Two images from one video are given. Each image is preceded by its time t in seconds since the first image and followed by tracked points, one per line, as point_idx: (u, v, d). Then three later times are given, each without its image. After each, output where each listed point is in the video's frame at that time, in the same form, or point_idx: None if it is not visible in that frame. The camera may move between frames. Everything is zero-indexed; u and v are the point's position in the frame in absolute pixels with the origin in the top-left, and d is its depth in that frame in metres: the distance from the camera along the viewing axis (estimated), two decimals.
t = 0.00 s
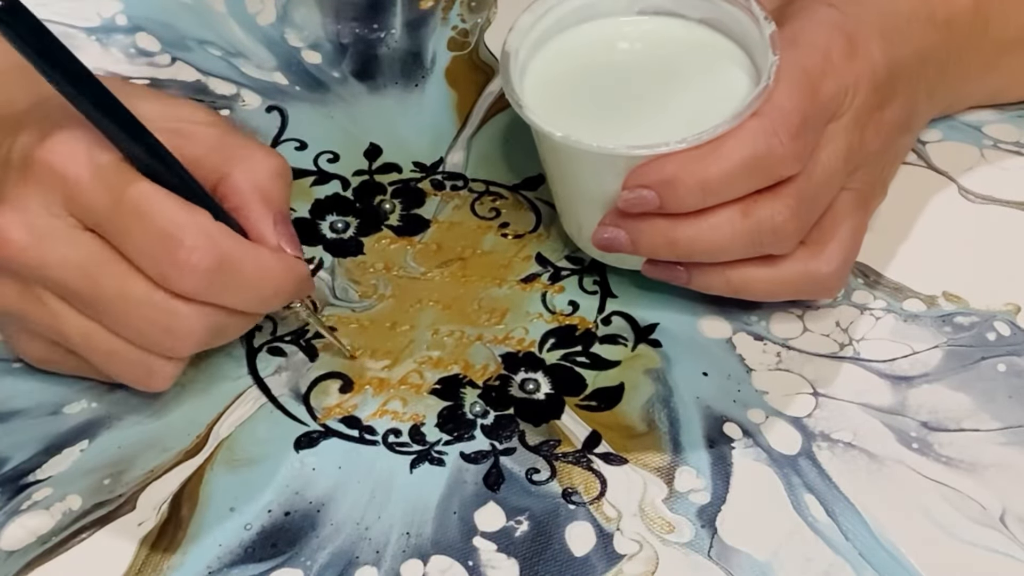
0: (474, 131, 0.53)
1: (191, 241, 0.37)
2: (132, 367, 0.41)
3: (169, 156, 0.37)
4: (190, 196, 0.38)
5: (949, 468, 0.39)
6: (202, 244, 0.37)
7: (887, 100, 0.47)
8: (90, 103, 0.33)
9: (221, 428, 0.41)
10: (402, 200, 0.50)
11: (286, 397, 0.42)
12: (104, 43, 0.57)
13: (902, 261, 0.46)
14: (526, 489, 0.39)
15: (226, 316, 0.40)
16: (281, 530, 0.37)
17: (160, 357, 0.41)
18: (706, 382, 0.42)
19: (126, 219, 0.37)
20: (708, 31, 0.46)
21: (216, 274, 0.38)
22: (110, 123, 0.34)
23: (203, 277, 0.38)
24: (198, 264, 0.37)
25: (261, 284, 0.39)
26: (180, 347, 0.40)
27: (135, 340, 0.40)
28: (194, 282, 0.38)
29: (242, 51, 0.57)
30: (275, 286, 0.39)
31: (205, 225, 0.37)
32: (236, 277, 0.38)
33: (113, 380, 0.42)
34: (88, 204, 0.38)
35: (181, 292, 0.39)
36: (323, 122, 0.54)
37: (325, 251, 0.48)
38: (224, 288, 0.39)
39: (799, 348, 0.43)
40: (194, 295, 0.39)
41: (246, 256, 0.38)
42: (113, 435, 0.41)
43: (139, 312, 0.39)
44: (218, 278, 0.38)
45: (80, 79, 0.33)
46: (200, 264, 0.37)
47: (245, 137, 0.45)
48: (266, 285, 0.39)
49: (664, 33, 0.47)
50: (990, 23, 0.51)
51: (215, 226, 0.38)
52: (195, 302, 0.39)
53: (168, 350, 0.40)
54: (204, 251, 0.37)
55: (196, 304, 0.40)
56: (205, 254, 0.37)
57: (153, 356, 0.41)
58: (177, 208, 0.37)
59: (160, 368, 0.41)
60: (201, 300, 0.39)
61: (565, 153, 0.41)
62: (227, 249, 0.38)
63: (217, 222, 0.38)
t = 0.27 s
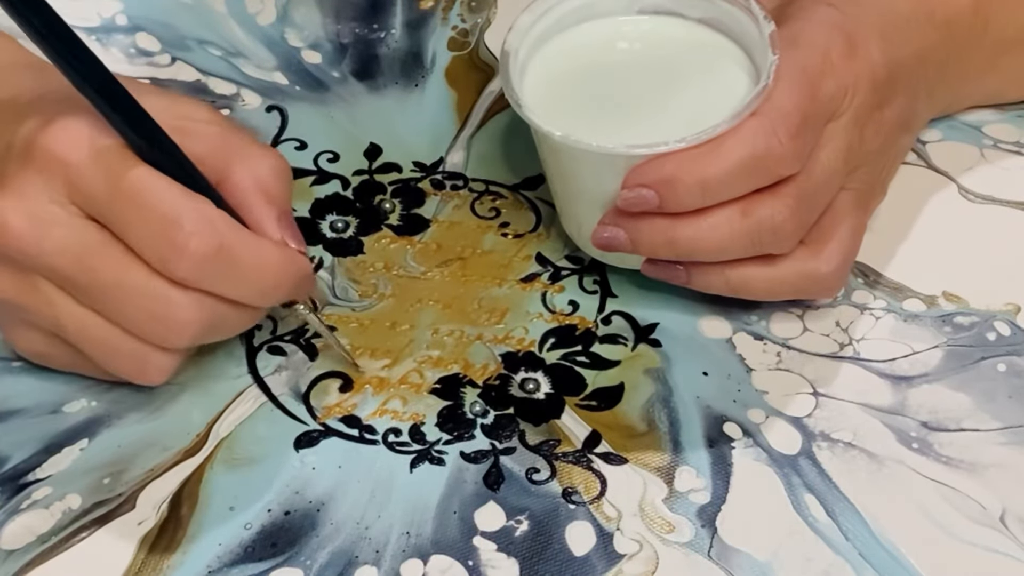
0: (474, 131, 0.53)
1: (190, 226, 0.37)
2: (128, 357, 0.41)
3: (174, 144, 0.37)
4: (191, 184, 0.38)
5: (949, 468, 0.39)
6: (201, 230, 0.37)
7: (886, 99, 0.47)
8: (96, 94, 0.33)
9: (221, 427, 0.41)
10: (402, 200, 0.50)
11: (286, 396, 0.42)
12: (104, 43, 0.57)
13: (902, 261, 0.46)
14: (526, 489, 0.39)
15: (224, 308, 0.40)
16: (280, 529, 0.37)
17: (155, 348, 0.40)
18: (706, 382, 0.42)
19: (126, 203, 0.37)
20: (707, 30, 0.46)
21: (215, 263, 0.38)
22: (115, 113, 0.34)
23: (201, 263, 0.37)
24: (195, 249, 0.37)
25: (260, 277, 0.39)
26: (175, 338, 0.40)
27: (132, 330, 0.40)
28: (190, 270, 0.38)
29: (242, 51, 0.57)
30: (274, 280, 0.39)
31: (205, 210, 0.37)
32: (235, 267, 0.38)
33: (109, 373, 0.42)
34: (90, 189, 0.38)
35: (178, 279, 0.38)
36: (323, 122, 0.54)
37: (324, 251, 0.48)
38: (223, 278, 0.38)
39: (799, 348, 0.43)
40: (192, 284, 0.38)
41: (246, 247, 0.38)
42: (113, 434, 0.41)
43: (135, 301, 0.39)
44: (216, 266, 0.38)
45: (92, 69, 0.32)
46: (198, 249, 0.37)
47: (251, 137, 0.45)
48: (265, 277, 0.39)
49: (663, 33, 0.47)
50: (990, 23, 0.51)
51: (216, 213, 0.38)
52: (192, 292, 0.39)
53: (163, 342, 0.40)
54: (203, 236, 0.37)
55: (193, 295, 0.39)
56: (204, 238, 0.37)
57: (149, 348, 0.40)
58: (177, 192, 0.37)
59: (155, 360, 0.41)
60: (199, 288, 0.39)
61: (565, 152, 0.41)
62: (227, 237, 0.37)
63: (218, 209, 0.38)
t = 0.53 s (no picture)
0: (474, 131, 0.53)
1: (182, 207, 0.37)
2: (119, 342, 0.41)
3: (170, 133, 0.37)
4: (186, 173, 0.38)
5: (949, 468, 0.39)
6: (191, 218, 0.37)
7: (883, 98, 0.47)
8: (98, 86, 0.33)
9: (221, 426, 0.40)
10: (402, 199, 0.50)
11: (286, 395, 0.42)
12: (105, 42, 0.57)
13: (901, 261, 0.46)
14: (526, 488, 0.39)
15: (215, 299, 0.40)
16: (280, 529, 0.37)
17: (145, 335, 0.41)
18: (706, 382, 0.42)
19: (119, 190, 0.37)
20: (703, 31, 0.47)
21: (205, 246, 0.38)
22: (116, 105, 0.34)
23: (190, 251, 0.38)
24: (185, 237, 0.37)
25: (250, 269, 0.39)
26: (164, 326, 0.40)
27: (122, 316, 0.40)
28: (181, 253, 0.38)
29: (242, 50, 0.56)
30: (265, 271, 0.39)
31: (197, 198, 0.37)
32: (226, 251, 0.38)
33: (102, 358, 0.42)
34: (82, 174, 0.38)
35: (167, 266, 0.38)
36: (323, 122, 0.54)
37: (324, 250, 0.48)
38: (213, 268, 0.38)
39: (799, 348, 0.43)
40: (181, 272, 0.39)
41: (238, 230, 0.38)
42: (114, 432, 0.40)
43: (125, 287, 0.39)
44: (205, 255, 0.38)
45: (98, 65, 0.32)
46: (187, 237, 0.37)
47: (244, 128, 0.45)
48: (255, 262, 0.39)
49: (660, 34, 0.47)
50: (989, 23, 0.51)
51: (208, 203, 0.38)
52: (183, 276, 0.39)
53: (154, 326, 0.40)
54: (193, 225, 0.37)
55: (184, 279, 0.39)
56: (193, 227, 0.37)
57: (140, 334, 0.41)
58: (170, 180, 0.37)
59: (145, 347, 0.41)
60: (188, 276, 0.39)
61: (562, 153, 0.41)
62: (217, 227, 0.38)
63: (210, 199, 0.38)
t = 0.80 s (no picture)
0: (474, 131, 0.53)
1: (168, 212, 0.37)
2: (109, 336, 0.41)
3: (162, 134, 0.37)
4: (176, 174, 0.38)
5: (949, 468, 0.39)
6: (178, 217, 0.37)
7: (885, 99, 0.47)
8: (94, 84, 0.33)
9: (221, 427, 0.41)
10: (402, 200, 0.50)
11: (286, 396, 0.42)
12: (104, 43, 0.57)
13: (902, 261, 0.46)
14: (526, 489, 0.39)
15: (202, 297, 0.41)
16: (281, 529, 0.37)
17: (133, 331, 0.41)
18: (706, 382, 0.42)
19: (109, 190, 0.37)
20: (705, 31, 0.46)
21: (190, 250, 0.38)
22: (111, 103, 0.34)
23: (177, 249, 0.38)
24: (172, 235, 0.37)
25: (236, 268, 0.39)
26: (151, 322, 0.40)
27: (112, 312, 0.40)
28: (166, 254, 0.38)
29: (242, 51, 0.57)
30: (252, 272, 0.39)
31: (184, 197, 0.37)
32: (210, 256, 0.38)
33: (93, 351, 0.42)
34: (72, 166, 0.38)
35: (154, 264, 0.38)
36: (323, 122, 0.54)
37: (324, 251, 0.48)
38: (199, 267, 0.39)
39: (799, 348, 0.43)
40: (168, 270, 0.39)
41: (224, 238, 0.38)
42: (113, 434, 0.41)
43: (112, 282, 0.39)
44: (192, 254, 0.38)
45: (94, 62, 0.32)
46: (173, 236, 0.37)
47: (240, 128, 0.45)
48: (241, 269, 0.39)
49: (661, 34, 0.47)
50: (989, 22, 0.51)
51: (195, 202, 0.38)
52: (168, 278, 0.39)
53: (137, 323, 0.40)
54: (180, 223, 0.37)
55: (169, 280, 0.40)
56: (180, 226, 0.37)
57: (128, 330, 0.41)
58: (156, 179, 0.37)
59: (133, 342, 0.41)
60: (174, 274, 0.39)
61: (562, 154, 0.41)
62: (203, 227, 0.38)
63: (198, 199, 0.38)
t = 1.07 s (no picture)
0: (474, 130, 0.53)
1: (99, 220, 0.37)
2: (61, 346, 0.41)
3: (101, 140, 0.36)
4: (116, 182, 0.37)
5: (949, 468, 0.39)
6: (108, 229, 0.37)
7: (884, 98, 0.47)
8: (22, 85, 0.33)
9: (221, 426, 0.41)
10: (402, 199, 0.50)
11: (286, 395, 0.42)
12: (104, 42, 0.57)
13: (902, 261, 0.46)
14: (526, 488, 0.39)
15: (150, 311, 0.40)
16: (280, 529, 0.37)
17: (82, 341, 0.40)
18: (706, 382, 0.42)
19: (51, 197, 0.37)
20: (706, 30, 0.46)
21: (122, 261, 0.37)
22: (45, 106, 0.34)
23: (108, 262, 0.37)
24: (100, 247, 0.37)
25: (173, 283, 0.38)
26: (95, 333, 0.40)
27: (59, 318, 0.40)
28: (99, 265, 0.37)
29: (242, 50, 0.57)
30: (190, 287, 0.38)
31: (119, 210, 0.37)
32: (144, 269, 0.38)
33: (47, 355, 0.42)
34: (18, 172, 0.38)
35: (89, 275, 0.38)
36: (323, 121, 0.54)
37: (324, 250, 0.48)
38: (138, 280, 0.38)
39: (799, 348, 0.43)
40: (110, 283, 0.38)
41: (157, 249, 0.37)
42: (113, 433, 0.40)
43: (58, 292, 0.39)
44: (125, 268, 0.37)
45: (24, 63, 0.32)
46: (103, 246, 0.37)
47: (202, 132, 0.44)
48: (174, 283, 0.38)
49: (662, 33, 0.47)
50: (988, 22, 0.51)
51: (130, 213, 0.37)
52: (106, 290, 0.39)
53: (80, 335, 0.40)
54: (110, 234, 0.37)
55: (107, 292, 0.39)
56: (108, 239, 0.37)
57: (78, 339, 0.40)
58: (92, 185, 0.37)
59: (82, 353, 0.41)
60: (112, 287, 0.38)
61: (563, 153, 0.41)
62: (136, 240, 0.37)
63: (134, 211, 0.37)
